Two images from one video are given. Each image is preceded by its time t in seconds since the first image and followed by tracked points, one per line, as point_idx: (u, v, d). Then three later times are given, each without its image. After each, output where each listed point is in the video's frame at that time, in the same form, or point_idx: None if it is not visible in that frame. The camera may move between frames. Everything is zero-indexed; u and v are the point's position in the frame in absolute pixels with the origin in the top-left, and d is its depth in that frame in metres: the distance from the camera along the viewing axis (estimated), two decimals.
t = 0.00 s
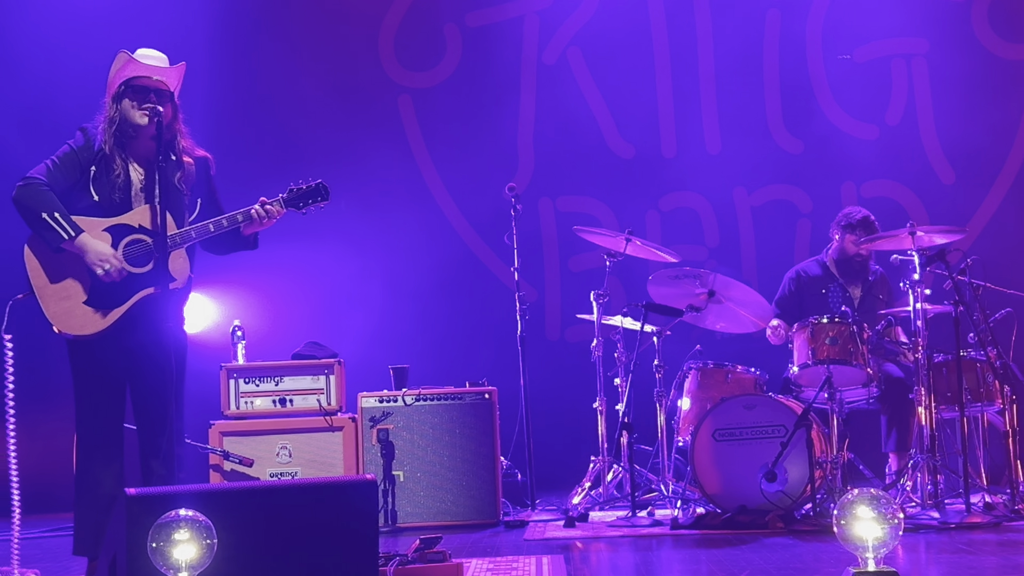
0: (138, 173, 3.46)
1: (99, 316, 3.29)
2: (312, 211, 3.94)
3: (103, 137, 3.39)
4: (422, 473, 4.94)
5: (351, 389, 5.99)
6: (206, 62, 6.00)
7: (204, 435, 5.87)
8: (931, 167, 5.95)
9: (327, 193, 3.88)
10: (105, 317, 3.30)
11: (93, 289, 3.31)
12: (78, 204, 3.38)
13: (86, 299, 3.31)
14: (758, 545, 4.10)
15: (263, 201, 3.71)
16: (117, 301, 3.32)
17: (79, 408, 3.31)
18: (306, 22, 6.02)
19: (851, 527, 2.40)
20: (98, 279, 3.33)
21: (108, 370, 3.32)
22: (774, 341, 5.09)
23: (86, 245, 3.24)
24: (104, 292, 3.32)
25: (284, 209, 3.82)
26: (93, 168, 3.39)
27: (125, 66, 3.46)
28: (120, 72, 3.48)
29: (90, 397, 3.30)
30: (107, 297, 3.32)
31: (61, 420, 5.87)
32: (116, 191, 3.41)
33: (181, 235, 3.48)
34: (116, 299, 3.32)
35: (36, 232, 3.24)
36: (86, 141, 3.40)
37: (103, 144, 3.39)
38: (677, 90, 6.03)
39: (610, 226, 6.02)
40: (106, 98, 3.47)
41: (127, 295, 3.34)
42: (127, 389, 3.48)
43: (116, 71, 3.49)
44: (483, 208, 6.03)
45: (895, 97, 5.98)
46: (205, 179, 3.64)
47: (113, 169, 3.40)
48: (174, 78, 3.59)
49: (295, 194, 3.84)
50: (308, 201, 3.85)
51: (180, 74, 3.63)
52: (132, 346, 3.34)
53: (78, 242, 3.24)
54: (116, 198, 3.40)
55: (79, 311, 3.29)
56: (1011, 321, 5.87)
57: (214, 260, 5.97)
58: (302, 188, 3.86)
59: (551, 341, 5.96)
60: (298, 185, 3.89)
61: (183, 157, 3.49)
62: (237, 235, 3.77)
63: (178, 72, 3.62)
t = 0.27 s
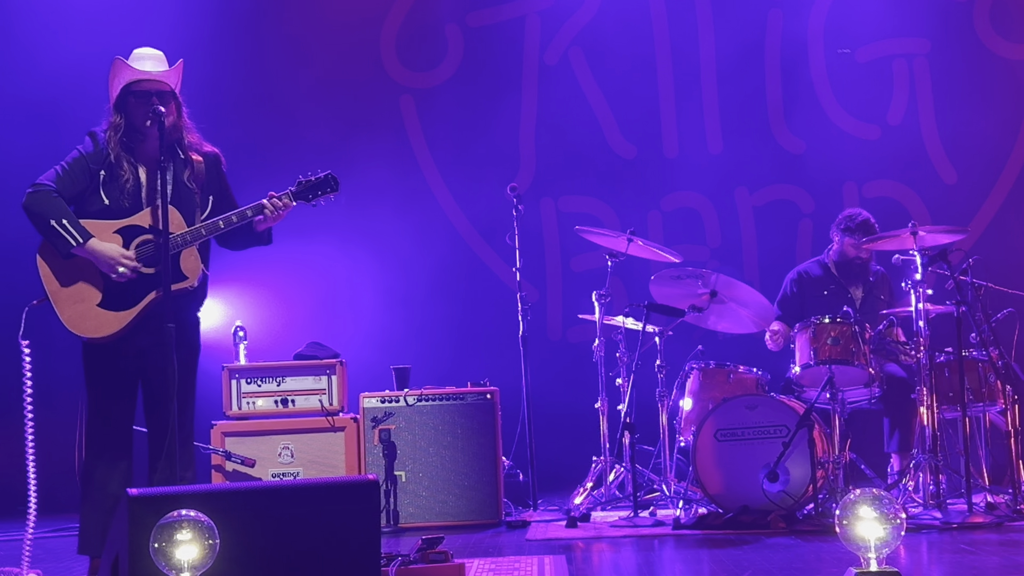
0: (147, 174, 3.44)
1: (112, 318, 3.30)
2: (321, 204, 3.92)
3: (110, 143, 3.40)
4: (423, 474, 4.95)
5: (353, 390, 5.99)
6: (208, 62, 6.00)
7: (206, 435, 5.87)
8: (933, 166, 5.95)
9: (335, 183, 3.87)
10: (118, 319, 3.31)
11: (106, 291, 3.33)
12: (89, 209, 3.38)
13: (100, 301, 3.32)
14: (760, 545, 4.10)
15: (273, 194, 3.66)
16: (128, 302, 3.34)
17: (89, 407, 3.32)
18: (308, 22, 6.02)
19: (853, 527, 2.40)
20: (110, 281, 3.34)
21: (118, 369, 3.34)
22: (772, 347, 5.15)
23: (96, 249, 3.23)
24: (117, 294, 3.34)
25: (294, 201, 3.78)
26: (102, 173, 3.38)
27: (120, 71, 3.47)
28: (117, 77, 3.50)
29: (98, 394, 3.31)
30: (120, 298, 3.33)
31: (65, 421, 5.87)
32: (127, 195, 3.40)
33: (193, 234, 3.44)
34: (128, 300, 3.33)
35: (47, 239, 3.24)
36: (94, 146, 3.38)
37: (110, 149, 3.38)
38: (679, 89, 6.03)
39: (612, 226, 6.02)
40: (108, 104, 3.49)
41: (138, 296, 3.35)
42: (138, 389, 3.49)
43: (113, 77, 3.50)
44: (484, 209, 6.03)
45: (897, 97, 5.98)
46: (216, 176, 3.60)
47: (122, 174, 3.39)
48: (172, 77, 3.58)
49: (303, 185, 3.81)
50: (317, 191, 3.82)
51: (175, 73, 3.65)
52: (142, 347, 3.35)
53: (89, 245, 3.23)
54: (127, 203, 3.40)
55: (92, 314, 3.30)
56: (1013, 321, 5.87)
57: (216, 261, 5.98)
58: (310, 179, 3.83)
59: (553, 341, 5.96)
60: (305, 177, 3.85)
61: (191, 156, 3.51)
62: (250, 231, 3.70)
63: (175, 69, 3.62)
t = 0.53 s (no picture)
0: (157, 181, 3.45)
1: (125, 325, 3.30)
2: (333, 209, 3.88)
3: (119, 150, 3.41)
4: (426, 475, 4.95)
5: (356, 391, 5.99)
6: (210, 64, 6.00)
7: (209, 436, 5.87)
8: (935, 167, 5.95)
9: (346, 188, 3.84)
10: (131, 325, 3.30)
11: (118, 297, 3.32)
12: (100, 218, 3.37)
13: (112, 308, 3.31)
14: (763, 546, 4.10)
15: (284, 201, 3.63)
16: (139, 308, 3.32)
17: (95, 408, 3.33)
18: (310, 24, 6.02)
19: (855, 529, 2.40)
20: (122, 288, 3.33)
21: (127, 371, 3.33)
22: (774, 346, 5.10)
23: (107, 257, 3.22)
24: (128, 300, 3.33)
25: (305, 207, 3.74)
26: (112, 181, 3.39)
27: (126, 77, 3.48)
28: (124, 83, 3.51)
29: (105, 395, 3.30)
30: (133, 305, 3.33)
31: (67, 423, 5.87)
32: (137, 204, 3.40)
33: (203, 241, 3.43)
34: (141, 307, 3.32)
35: (60, 248, 3.22)
36: (104, 153, 3.40)
37: (119, 156, 3.40)
38: (681, 91, 6.03)
39: (614, 227, 6.02)
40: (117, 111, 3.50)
41: (151, 303, 3.34)
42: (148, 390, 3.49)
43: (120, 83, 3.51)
44: (487, 210, 6.04)
45: (899, 98, 5.98)
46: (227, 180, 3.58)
47: (132, 182, 3.40)
48: (177, 76, 3.51)
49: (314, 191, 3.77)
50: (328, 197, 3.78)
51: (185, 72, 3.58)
52: (153, 348, 3.35)
53: (101, 253, 3.22)
54: (138, 211, 3.40)
55: (104, 321, 3.29)
56: (1015, 322, 5.87)
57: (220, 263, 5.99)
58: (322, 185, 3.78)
59: (556, 343, 5.96)
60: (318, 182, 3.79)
61: (200, 161, 3.51)
62: (263, 236, 3.68)
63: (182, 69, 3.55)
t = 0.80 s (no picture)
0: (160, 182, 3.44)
1: (126, 326, 3.30)
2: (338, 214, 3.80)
3: (121, 152, 3.40)
4: (427, 474, 4.95)
5: (357, 390, 5.99)
6: (212, 64, 6.00)
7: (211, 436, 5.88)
8: (936, 166, 5.94)
9: (349, 194, 3.75)
10: (132, 327, 3.30)
11: (121, 299, 3.32)
12: (103, 219, 3.36)
13: (115, 309, 3.31)
14: (763, 545, 4.10)
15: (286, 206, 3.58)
16: (142, 309, 3.33)
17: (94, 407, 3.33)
18: (312, 24, 6.03)
19: (855, 527, 2.40)
20: (125, 288, 3.33)
21: (130, 369, 3.30)
22: (776, 342, 5.26)
23: (113, 250, 3.22)
24: (132, 301, 3.33)
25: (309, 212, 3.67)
26: (115, 182, 3.37)
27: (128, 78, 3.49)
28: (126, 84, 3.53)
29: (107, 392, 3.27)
30: (136, 306, 3.33)
31: (68, 422, 5.88)
32: (140, 206, 3.38)
33: (207, 244, 3.45)
34: (143, 308, 3.33)
35: (62, 248, 3.23)
36: (106, 154, 3.38)
37: (121, 157, 3.38)
38: (682, 90, 6.03)
39: (615, 227, 6.02)
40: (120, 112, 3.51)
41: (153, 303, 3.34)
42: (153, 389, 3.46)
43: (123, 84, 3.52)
44: (488, 210, 6.04)
45: (900, 97, 5.97)
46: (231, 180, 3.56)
47: (134, 184, 3.38)
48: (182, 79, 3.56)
49: (319, 196, 3.68)
50: (333, 202, 3.70)
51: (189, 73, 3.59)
52: (155, 347, 3.33)
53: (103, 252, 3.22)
54: (141, 212, 3.38)
55: (107, 321, 3.29)
56: (1016, 321, 5.87)
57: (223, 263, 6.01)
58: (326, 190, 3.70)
59: (557, 342, 5.96)
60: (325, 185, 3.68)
61: (203, 162, 3.49)
62: (267, 239, 3.65)
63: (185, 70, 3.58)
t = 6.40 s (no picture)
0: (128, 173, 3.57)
1: (68, 310, 3.39)
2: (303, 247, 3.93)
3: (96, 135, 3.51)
4: (413, 469, 4.94)
5: (342, 386, 5.97)
6: (193, 57, 5.95)
7: (195, 432, 5.85)
8: (920, 159, 5.96)
9: (318, 230, 3.89)
10: (74, 313, 3.40)
11: (67, 283, 3.41)
12: (66, 196, 3.48)
13: (58, 290, 3.40)
14: (749, 537, 4.10)
15: (254, 229, 3.74)
16: (90, 298, 3.42)
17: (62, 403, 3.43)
18: (295, 17, 5.99)
19: (840, 519, 2.40)
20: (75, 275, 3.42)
21: (86, 369, 3.44)
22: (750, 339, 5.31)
23: (60, 242, 3.33)
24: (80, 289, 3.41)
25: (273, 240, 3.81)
26: (84, 163, 3.50)
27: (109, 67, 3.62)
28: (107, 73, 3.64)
29: (74, 395, 3.41)
30: (83, 291, 3.41)
31: (51, 418, 5.83)
32: (104, 189, 3.52)
33: (167, 247, 3.56)
34: (90, 296, 3.41)
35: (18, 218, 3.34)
36: (81, 136, 3.52)
37: (95, 142, 3.51)
38: (667, 83, 6.02)
39: (601, 220, 6.02)
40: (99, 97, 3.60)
41: (100, 295, 3.42)
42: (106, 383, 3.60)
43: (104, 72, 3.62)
44: (473, 204, 6.02)
45: (884, 90, 5.99)
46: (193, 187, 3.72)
47: (102, 168, 3.51)
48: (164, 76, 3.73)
49: (286, 227, 3.82)
50: (298, 235, 3.83)
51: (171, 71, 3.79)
52: (108, 343, 3.46)
53: (56, 235, 3.34)
54: (104, 197, 3.51)
55: (50, 302, 3.38)
56: (1000, 312, 5.90)
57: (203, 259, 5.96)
58: (295, 222, 3.83)
59: (543, 336, 5.96)
60: (291, 220, 3.85)
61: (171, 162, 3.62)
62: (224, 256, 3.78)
63: (164, 71, 3.73)
